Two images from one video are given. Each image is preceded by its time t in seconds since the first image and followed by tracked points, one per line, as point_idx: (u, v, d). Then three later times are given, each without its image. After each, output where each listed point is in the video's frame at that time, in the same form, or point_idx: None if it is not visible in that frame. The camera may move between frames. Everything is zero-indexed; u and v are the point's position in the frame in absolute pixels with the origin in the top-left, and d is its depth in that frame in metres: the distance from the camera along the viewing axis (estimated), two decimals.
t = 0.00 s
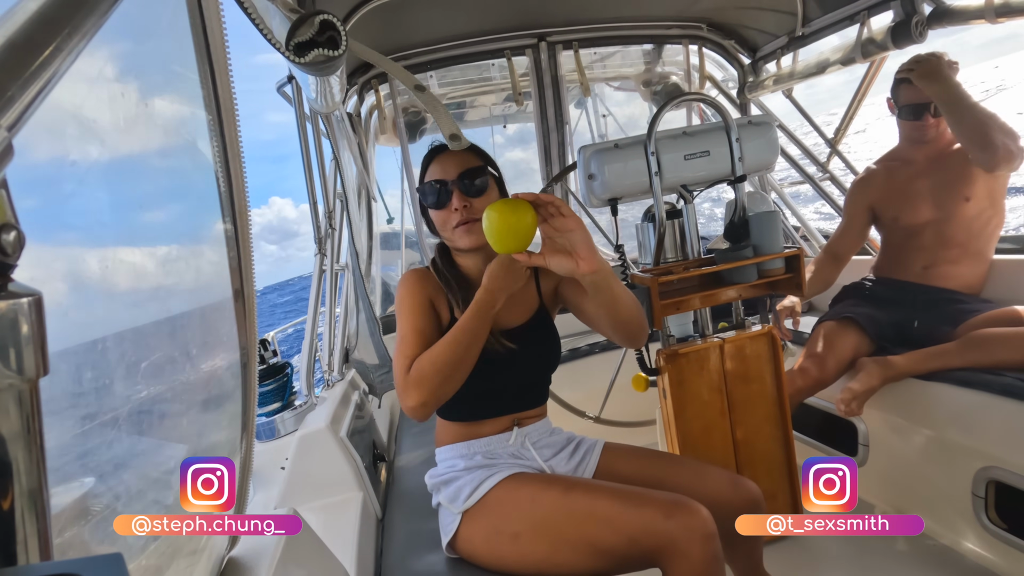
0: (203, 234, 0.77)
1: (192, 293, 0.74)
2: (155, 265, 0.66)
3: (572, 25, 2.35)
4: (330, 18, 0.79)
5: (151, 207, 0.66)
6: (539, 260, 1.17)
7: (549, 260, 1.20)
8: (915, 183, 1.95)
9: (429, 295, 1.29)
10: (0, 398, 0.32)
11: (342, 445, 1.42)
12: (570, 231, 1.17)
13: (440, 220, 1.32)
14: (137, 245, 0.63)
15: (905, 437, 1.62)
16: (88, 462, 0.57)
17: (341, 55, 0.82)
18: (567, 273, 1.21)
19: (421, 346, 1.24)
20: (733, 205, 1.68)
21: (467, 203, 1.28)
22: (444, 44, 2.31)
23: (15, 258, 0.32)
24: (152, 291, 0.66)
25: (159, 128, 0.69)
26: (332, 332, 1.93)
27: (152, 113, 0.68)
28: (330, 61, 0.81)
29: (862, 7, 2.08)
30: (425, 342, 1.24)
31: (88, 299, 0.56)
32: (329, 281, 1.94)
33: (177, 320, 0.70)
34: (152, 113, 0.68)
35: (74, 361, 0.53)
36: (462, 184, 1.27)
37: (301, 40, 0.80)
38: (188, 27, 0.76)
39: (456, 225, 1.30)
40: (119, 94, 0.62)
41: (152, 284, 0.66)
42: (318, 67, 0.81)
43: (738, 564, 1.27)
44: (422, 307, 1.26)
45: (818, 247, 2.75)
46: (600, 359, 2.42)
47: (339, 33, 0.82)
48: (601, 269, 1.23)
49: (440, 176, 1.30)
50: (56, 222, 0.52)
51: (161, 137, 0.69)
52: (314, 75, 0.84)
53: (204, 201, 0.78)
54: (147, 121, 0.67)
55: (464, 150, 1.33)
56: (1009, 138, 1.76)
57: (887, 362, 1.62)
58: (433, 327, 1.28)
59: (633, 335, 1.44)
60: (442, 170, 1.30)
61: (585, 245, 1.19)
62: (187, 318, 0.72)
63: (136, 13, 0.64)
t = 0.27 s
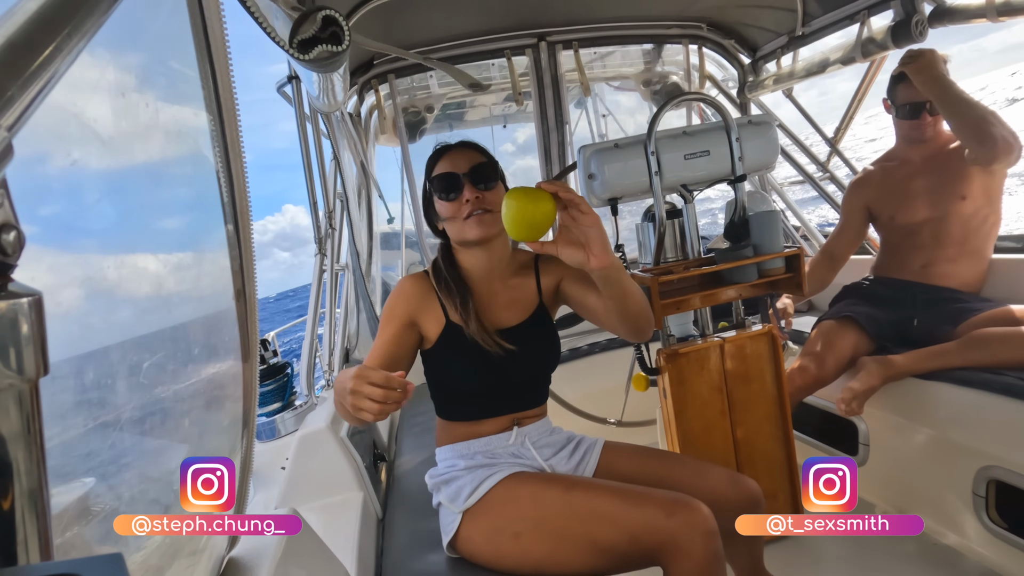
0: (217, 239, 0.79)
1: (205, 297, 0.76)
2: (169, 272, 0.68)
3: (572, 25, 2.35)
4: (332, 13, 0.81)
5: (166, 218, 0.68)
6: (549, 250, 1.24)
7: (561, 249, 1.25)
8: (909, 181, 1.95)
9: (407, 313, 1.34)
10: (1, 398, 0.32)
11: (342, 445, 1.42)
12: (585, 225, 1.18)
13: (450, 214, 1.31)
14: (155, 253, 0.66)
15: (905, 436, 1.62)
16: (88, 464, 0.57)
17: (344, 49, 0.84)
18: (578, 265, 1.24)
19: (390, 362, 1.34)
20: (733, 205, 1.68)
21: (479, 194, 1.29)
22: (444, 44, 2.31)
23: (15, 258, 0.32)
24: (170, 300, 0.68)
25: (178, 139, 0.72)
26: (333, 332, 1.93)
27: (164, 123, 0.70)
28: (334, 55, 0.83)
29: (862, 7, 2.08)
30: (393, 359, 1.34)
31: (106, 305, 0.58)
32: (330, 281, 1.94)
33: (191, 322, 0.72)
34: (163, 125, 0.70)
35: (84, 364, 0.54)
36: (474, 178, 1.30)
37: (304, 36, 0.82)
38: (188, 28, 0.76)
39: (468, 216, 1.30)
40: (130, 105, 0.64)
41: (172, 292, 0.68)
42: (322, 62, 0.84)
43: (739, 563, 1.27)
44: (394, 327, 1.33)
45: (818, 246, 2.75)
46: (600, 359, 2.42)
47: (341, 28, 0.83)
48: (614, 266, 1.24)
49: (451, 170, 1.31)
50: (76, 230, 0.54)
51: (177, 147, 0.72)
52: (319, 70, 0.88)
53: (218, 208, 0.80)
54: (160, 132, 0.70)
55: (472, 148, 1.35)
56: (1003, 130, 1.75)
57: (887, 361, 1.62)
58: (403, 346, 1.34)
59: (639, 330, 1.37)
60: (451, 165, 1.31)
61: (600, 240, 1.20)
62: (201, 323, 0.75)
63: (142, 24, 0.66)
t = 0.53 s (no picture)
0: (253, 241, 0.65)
1: (224, 305, 0.63)
2: (181, 278, 0.57)
3: (572, 25, 2.35)
4: (331, 17, 0.79)
5: (180, 214, 0.57)
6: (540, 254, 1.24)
7: (553, 257, 1.24)
8: (905, 183, 1.97)
9: (404, 307, 1.34)
10: (1, 398, 0.32)
11: (343, 445, 1.43)
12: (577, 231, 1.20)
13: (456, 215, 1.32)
14: (166, 254, 0.55)
15: (905, 435, 1.62)
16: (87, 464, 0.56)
17: (341, 55, 0.82)
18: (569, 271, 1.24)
19: (378, 355, 1.34)
20: (733, 205, 1.68)
21: (487, 196, 1.30)
22: (444, 44, 2.31)
23: (15, 258, 0.33)
24: (173, 306, 0.56)
25: (222, 128, 0.60)
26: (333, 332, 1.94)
27: (205, 109, 0.59)
28: (332, 60, 0.81)
29: (861, 7, 2.08)
30: (381, 351, 1.34)
31: (115, 309, 0.49)
32: (329, 281, 1.95)
33: (202, 340, 0.60)
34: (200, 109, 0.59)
35: (97, 375, 0.48)
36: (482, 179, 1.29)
37: (302, 40, 0.80)
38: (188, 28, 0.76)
39: (474, 216, 1.30)
40: (172, 95, 0.56)
41: (179, 297, 0.56)
42: (319, 66, 0.81)
43: (739, 563, 1.27)
44: (388, 319, 1.33)
45: (817, 246, 2.76)
46: (601, 359, 2.43)
47: (340, 32, 0.81)
48: (606, 274, 1.23)
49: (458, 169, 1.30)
50: (89, 228, 0.47)
51: (214, 134, 0.60)
52: (314, 74, 0.85)
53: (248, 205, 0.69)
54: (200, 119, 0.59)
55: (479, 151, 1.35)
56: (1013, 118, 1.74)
57: (887, 361, 1.61)
58: (395, 340, 1.34)
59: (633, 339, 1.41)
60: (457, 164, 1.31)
61: (590, 247, 1.21)
62: (213, 336, 0.62)
63: (201, 17, 0.59)
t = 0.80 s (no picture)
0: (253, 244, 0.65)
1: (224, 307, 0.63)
2: (183, 277, 0.57)
3: (572, 25, 2.35)
4: (330, 17, 0.80)
5: (184, 214, 0.57)
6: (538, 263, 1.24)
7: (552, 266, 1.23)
8: (905, 184, 1.98)
9: (406, 307, 1.33)
10: (1, 398, 0.32)
11: (344, 445, 1.42)
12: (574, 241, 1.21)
13: (456, 216, 1.31)
14: (171, 253, 0.55)
15: (906, 435, 1.62)
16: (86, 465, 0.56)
17: (340, 55, 0.83)
18: (567, 282, 1.23)
19: (377, 354, 1.32)
20: (734, 205, 1.68)
21: (488, 197, 1.30)
22: (444, 44, 2.30)
23: (15, 259, 0.33)
24: (177, 305, 0.56)
25: (222, 130, 0.60)
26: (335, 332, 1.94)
27: (207, 111, 0.59)
28: (330, 61, 0.82)
29: (862, 6, 2.08)
30: (381, 350, 1.32)
31: (118, 308, 0.50)
32: (330, 281, 1.95)
33: (203, 343, 0.60)
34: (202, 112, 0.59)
35: (98, 376, 0.48)
36: (482, 179, 1.30)
37: (300, 40, 0.81)
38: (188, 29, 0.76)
39: (474, 217, 1.30)
40: (176, 98, 0.56)
41: (180, 297, 0.57)
42: (318, 67, 0.82)
43: (740, 563, 1.27)
44: (390, 319, 1.31)
45: (818, 246, 2.77)
46: (601, 358, 2.43)
47: (339, 33, 0.83)
48: (602, 284, 1.23)
49: (458, 168, 1.30)
50: (93, 228, 0.47)
51: (215, 135, 0.60)
52: (313, 74, 0.85)
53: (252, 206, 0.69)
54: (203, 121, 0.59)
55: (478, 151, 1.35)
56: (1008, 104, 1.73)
57: (888, 362, 1.61)
58: (395, 340, 1.33)
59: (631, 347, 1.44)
60: (456, 165, 1.30)
61: (589, 257, 1.20)
62: (213, 338, 0.61)
63: (202, 19, 0.58)
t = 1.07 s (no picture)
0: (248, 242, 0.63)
1: (225, 304, 0.62)
2: (188, 272, 0.57)
3: (572, 24, 2.35)
4: (326, 21, 0.77)
5: (187, 211, 0.57)
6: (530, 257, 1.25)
7: (544, 260, 1.24)
8: (904, 181, 1.98)
9: (407, 306, 1.32)
10: (2, 398, 0.32)
11: (344, 445, 1.42)
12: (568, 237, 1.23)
13: (454, 214, 1.31)
14: (174, 250, 0.55)
15: (907, 435, 1.62)
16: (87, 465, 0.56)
17: (336, 61, 0.79)
18: (557, 278, 1.24)
19: (374, 350, 1.31)
20: (735, 204, 1.68)
21: (485, 195, 1.30)
22: (444, 44, 2.30)
23: (15, 258, 0.33)
24: (179, 301, 0.56)
25: (223, 129, 0.60)
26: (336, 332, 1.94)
27: (209, 110, 0.59)
28: (327, 65, 0.78)
29: (863, 4, 2.08)
30: (378, 347, 1.31)
31: (119, 302, 0.50)
32: (330, 281, 1.96)
33: (203, 341, 0.60)
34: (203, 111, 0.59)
35: (98, 372, 0.48)
36: (481, 177, 1.30)
37: (297, 43, 0.77)
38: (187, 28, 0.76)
39: (473, 214, 1.30)
40: (178, 96, 0.56)
41: (184, 293, 0.57)
42: (312, 71, 0.78)
43: (741, 563, 1.27)
44: (390, 316, 1.31)
45: (819, 245, 2.78)
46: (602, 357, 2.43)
47: (336, 38, 0.79)
48: (593, 283, 1.24)
49: (456, 165, 1.30)
50: (94, 224, 0.47)
51: (216, 134, 0.59)
52: (309, 79, 0.81)
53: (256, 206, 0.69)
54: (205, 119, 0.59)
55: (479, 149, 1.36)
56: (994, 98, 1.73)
57: (888, 361, 1.61)
58: (393, 337, 1.32)
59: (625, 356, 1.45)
60: (455, 163, 1.31)
61: (580, 252, 1.23)
62: (213, 336, 0.61)
63: (203, 16, 0.58)
